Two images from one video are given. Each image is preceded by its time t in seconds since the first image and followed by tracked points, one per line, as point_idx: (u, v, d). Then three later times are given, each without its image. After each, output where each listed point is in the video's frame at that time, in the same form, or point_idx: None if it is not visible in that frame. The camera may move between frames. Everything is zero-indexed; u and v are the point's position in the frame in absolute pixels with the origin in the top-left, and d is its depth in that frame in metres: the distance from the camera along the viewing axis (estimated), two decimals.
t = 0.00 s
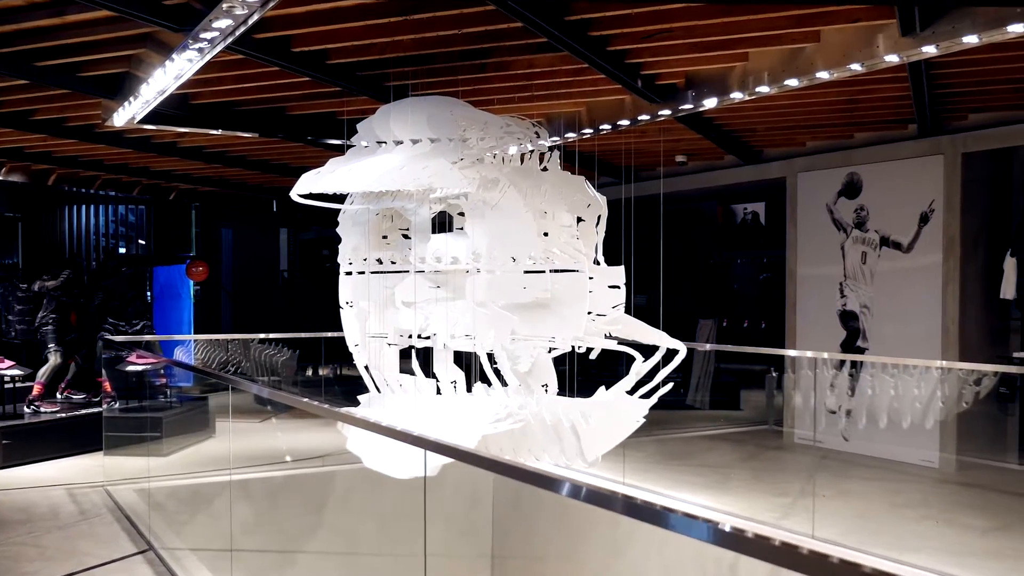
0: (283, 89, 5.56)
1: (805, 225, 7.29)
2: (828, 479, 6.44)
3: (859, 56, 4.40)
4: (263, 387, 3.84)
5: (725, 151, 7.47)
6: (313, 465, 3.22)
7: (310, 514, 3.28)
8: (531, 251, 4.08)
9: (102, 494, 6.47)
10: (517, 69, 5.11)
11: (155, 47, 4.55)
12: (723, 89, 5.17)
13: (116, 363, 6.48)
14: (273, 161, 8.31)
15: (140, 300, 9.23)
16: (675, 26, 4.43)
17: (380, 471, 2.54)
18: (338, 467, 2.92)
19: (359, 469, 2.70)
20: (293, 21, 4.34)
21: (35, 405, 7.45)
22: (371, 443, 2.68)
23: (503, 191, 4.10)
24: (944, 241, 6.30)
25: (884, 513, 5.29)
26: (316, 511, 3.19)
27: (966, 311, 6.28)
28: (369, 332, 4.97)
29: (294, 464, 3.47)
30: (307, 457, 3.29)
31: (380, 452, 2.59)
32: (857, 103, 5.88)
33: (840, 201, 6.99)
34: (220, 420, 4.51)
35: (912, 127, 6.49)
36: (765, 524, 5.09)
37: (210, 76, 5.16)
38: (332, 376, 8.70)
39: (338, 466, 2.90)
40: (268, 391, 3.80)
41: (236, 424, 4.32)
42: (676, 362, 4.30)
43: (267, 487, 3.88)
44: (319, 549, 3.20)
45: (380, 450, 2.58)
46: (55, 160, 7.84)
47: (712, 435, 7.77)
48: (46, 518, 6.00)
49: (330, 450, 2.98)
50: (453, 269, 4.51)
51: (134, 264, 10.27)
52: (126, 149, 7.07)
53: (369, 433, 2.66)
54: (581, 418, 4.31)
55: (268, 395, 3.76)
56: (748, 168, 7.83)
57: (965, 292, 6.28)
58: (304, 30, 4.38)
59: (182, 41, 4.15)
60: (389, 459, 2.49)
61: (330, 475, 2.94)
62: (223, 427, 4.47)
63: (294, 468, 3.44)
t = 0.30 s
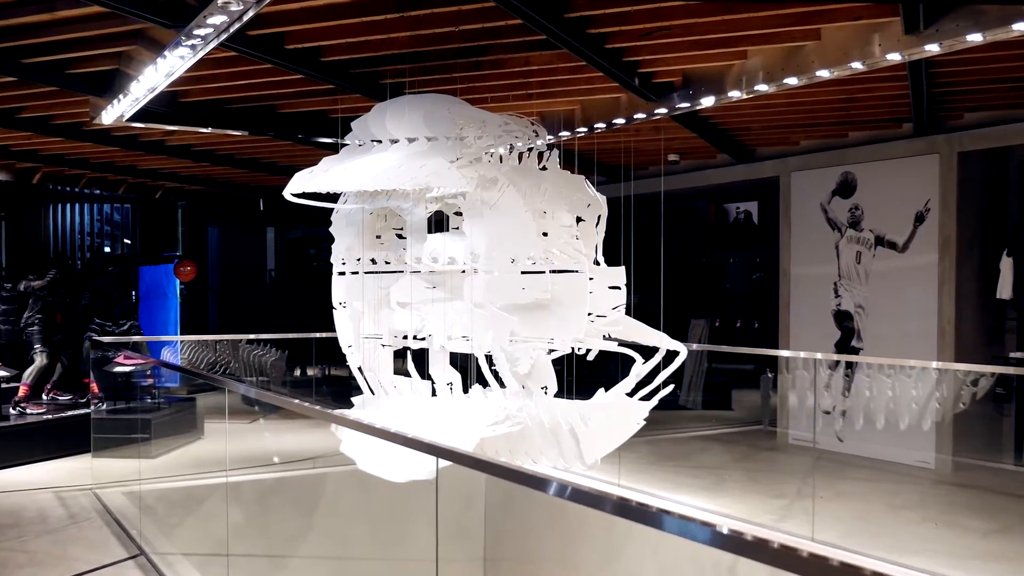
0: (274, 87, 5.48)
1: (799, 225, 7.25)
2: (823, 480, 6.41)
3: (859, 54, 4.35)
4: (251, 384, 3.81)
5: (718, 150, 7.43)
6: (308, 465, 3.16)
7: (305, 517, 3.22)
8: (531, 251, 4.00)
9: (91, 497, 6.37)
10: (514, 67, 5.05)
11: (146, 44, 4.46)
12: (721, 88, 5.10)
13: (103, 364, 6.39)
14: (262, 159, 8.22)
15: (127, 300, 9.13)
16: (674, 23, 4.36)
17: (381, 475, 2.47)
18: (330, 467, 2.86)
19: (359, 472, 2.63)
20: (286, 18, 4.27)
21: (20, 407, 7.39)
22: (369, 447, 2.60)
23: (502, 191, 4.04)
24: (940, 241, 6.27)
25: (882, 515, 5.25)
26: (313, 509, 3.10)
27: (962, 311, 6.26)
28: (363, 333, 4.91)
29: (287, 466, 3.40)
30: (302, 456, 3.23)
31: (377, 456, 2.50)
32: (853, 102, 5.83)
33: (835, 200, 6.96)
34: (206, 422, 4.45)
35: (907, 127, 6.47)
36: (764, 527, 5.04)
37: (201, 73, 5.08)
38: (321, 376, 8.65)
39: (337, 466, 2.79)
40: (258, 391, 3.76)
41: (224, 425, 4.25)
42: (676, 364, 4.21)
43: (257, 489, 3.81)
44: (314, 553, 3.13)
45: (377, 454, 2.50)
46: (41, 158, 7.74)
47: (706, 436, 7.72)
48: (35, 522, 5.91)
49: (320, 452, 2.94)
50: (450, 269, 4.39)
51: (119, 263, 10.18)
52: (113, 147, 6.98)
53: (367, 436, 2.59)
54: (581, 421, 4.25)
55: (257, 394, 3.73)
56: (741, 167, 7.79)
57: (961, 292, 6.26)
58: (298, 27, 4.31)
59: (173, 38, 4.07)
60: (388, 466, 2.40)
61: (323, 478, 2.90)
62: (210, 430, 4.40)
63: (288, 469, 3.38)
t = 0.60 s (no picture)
0: (268, 85, 5.41)
1: (793, 225, 7.24)
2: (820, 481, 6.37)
3: (861, 52, 4.30)
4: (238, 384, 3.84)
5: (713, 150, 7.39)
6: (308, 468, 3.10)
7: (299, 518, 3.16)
8: (533, 251, 3.95)
9: (81, 500, 6.29)
10: (511, 64, 5.00)
11: (139, 41, 4.39)
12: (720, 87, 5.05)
13: (92, 364, 6.30)
14: (252, 158, 8.14)
15: (115, 301, 9.04)
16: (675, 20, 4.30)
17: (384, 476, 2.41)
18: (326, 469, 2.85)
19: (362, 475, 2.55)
20: (283, 14, 4.21)
21: (9, 409, 7.29)
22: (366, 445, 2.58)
23: (503, 189, 3.99)
24: (936, 241, 6.24)
25: (881, 516, 5.22)
26: (309, 510, 3.07)
27: (959, 312, 6.22)
28: (359, 334, 4.84)
29: (284, 468, 3.34)
30: (303, 458, 3.17)
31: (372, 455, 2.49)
32: (850, 101, 5.80)
33: (830, 200, 6.93)
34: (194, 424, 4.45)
35: (903, 126, 6.45)
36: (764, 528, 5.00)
37: (195, 71, 5.01)
38: (311, 377, 8.57)
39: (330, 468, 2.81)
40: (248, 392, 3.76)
41: (216, 426, 4.19)
42: (678, 365, 4.15)
43: (251, 490, 3.75)
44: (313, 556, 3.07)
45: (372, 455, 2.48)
46: (28, 157, 7.65)
47: (700, 437, 7.68)
48: (25, 526, 5.83)
49: (315, 454, 3.01)
50: (449, 269, 4.35)
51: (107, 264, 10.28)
52: (102, 146, 6.90)
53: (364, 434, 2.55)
54: (581, 423, 4.20)
55: (257, 394, 3.63)
56: (734, 166, 7.75)
57: (958, 293, 6.23)
58: (295, 23, 4.25)
59: (168, 35, 3.99)
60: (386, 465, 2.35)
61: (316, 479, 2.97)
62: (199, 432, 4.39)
63: (286, 468, 3.32)
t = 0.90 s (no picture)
0: (263, 83, 5.34)
1: (789, 225, 7.21)
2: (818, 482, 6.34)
3: (866, 50, 4.25)
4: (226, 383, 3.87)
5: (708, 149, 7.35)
6: (312, 466, 3.03)
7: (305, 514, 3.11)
8: (538, 250, 3.91)
9: (73, 503, 6.21)
10: (510, 63, 4.94)
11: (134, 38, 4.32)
12: (721, 86, 4.99)
13: (83, 364, 6.23)
14: (242, 157, 8.06)
15: (105, 301, 8.96)
16: (678, 18, 4.24)
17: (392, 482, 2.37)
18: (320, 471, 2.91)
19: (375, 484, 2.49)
20: (281, 10, 4.15)
21: None
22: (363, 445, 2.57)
23: (505, 188, 3.93)
24: (934, 242, 6.21)
25: (883, 518, 5.20)
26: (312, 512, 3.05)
27: (958, 313, 6.19)
28: (356, 334, 4.78)
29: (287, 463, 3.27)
30: (306, 457, 3.09)
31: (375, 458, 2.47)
32: (849, 100, 5.77)
33: (826, 200, 6.90)
34: (188, 425, 4.43)
35: (900, 125, 6.39)
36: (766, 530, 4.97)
37: (189, 68, 4.94)
38: (301, 378, 8.52)
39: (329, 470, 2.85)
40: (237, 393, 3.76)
41: (212, 425, 4.12)
42: (682, 366, 4.11)
43: (248, 492, 3.68)
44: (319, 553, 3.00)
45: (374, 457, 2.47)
46: (17, 155, 7.57)
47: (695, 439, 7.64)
48: (16, 530, 5.75)
49: (306, 457, 3.07)
50: (449, 269, 4.28)
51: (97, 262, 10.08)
52: (93, 145, 6.82)
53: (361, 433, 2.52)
54: (583, 425, 4.15)
55: (256, 394, 3.56)
56: (729, 166, 7.72)
57: (956, 293, 6.20)
58: (293, 19, 4.19)
59: (166, 31, 3.92)
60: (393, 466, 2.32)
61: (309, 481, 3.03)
62: (189, 433, 4.40)
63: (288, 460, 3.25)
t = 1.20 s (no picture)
0: (260, 81, 5.28)
1: (786, 224, 7.18)
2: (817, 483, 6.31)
3: (872, 47, 4.22)
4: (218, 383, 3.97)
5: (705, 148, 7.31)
6: (330, 465, 2.99)
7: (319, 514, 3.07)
8: (543, 249, 3.87)
9: (68, 506, 6.13)
10: (510, 61, 4.89)
11: (131, 35, 4.26)
12: (722, 85, 4.95)
13: (76, 364, 6.15)
14: (235, 156, 7.99)
15: (95, 301, 8.88)
16: (681, 16, 4.20)
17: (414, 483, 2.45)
18: (317, 472, 3.06)
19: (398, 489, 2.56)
20: (281, 7, 4.09)
21: None
22: (370, 451, 2.64)
23: (510, 187, 3.88)
24: (933, 241, 6.20)
25: (884, 519, 5.18)
26: (323, 517, 3.00)
27: (956, 313, 6.18)
28: (355, 335, 4.72)
29: (299, 463, 3.22)
30: (319, 456, 3.04)
31: (387, 460, 2.55)
32: (848, 99, 5.75)
33: (824, 199, 6.88)
34: (192, 426, 4.39)
35: (898, 124, 6.35)
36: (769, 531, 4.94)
37: (186, 66, 4.88)
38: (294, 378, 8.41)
39: (327, 469, 3.02)
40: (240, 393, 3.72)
41: (215, 425, 4.07)
42: (687, 367, 4.08)
43: (253, 492, 3.62)
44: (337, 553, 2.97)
45: (384, 458, 2.55)
46: (7, 154, 7.49)
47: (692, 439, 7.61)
48: (11, 533, 5.67)
49: (299, 457, 3.21)
50: (453, 269, 4.23)
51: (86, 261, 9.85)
52: (85, 143, 6.74)
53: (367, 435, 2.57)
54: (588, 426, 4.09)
55: (258, 395, 3.51)
56: (725, 164, 7.69)
57: (955, 292, 6.19)
58: (293, 17, 4.13)
59: (166, 29, 3.87)
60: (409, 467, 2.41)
61: (304, 483, 3.16)
62: (186, 434, 4.38)
63: (304, 458, 3.19)
